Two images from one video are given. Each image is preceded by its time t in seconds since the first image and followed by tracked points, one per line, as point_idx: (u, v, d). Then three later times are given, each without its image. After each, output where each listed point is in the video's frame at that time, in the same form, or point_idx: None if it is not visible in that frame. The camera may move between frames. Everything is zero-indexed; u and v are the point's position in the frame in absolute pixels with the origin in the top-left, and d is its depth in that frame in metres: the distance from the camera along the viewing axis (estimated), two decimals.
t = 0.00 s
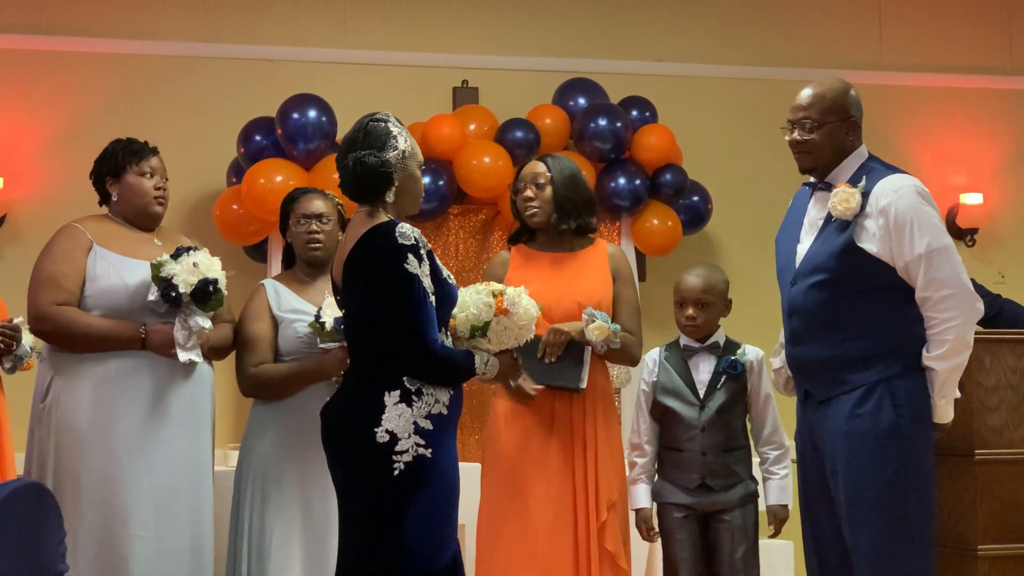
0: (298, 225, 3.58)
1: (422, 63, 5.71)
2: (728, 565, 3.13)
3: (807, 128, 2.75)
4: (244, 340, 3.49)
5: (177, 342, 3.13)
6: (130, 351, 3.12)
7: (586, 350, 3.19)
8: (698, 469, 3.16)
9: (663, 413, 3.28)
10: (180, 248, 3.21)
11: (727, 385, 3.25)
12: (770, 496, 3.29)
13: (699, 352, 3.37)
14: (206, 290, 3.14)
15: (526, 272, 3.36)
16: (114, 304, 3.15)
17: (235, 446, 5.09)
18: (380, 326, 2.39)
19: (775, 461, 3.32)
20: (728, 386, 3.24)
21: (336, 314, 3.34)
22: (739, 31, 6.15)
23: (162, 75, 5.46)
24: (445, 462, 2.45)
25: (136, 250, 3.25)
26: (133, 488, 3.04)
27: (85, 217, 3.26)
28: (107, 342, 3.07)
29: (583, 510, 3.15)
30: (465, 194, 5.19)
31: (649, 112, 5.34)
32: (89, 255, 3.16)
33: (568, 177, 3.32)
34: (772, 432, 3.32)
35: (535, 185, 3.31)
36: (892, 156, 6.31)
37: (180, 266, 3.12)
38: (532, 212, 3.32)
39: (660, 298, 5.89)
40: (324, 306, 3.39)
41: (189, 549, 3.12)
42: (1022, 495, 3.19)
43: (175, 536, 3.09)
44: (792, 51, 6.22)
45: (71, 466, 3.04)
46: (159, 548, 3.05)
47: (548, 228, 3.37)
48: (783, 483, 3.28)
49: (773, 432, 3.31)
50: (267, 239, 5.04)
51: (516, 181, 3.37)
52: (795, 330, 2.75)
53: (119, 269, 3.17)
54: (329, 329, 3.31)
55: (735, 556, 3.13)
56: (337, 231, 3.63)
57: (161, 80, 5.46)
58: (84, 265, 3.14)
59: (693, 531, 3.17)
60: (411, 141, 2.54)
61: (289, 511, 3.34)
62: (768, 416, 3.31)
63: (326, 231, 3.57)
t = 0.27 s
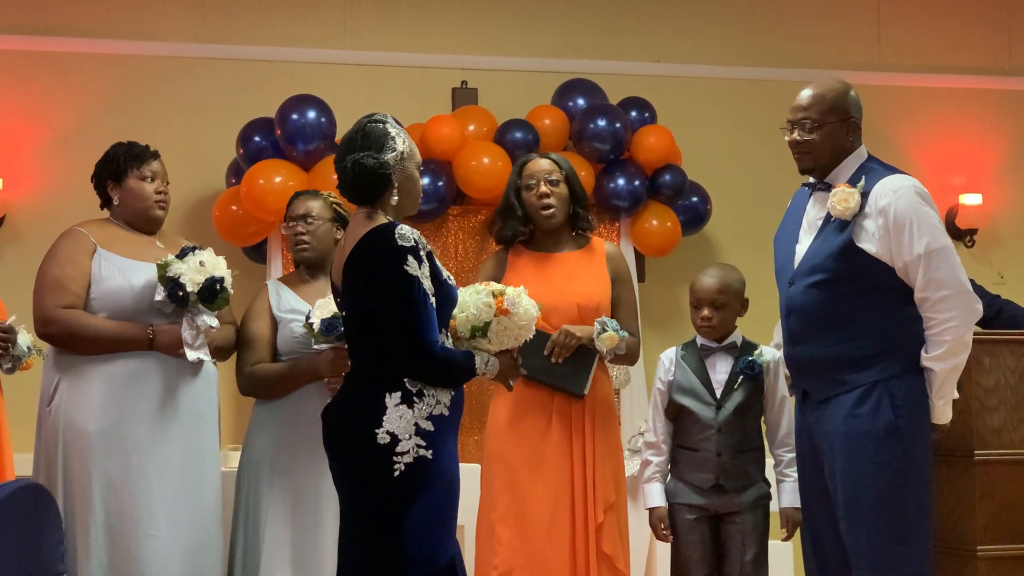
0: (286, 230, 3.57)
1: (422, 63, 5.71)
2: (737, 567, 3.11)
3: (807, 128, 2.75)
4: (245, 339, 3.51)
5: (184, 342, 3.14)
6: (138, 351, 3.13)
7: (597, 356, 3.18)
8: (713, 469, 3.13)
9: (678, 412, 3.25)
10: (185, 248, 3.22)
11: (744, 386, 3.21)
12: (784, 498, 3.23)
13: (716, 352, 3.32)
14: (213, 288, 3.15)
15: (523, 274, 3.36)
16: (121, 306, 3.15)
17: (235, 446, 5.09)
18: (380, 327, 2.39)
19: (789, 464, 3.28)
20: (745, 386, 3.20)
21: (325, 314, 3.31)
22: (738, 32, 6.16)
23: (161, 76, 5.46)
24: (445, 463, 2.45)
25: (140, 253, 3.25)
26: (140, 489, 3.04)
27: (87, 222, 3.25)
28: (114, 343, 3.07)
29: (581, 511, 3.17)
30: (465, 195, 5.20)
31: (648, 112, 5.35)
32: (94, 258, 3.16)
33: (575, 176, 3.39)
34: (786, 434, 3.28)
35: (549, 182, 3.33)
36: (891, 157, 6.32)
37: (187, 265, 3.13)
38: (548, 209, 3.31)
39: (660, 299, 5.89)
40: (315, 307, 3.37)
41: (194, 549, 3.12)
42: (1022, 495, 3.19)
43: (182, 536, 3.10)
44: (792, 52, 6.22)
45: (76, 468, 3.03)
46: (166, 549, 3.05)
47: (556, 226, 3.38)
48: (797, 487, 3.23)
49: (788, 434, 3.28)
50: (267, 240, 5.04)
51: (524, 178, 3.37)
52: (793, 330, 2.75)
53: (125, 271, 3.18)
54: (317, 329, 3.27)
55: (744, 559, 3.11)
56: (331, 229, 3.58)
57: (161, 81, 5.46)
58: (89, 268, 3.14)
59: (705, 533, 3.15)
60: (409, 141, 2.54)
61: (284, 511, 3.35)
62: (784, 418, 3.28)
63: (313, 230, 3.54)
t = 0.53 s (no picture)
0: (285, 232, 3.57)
1: (421, 64, 5.71)
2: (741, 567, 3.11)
3: (807, 128, 2.75)
4: (246, 340, 3.52)
5: (186, 339, 3.14)
6: (140, 350, 3.13)
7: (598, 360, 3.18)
8: (721, 469, 3.11)
9: (688, 412, 3.23)
10: (187, 247, 3.22)
11: (755, 387, 3.18)
12: (790, 500, 3.25)
13: (727, 352, 3.29)
14: (214, 286, 3.15)
15: (522, 273, 3.36)
16: (123, 306, 3.15)
17: (235, 446, 5.09)
18: (379, 327, 2.39)
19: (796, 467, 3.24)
20: (756, 389, 3.17)
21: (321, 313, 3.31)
22: (738, 32, 6.16)
23: (161, 76, 5.46)
24: (445, 463, 2.45)
25: (141, 254, 3.25)
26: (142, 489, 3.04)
27: (88, 224, 3.25)
28: (115, 343, 3.06)
29: (581, 512, 3.18)
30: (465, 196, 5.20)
31: (647, 112, 5.35)
32: (95, 259, 3.16)
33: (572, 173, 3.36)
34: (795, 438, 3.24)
35: (541, 182, 3.32)
36: (891, 157, 6.32)
37: (188, 263, 3.13)
38: (535, 206, 3.32)
39: (660, 299, 5.89)
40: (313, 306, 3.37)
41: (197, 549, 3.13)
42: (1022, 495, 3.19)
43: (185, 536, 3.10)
44: (791, 52, 6.22)
45: (79, 468, 3.02)
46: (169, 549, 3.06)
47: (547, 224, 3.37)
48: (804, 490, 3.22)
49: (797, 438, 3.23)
50: (267, 240, 5.04)
51: (520, 177, 3.37)
52: (793, 331, 2.75)
53: (127, 271, 3.18)
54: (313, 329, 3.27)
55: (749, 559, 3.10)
56: (330, 230, 3.56)
57: (160, 81, 5.46)
58: (90, 269, 3.14)
59: (711, 533, 3.13)
60: (409, 141, 2.54)
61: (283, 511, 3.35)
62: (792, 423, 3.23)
63: (308, 232, 3.53)
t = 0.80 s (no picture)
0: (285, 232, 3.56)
1: (421, 63, 5.71)
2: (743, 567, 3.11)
3: (807, 128, 2.75)
4: (247, 339, 3.52)
5: (185, 339, 3.16)
6: (138, 349, 3.13)
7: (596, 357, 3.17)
8: (725, 470, 3.11)
9: (692, 412, 3.22)
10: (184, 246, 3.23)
11: (760, 388, 3.17)
12: (794, 500, 3.26)
13: (731, 353, 3.29)
14: (213, 286, 3.15)
15: (523, 274, 3.35)
16: (121, 305, 3.15)
17: (235, 446, 5.09)
18: (380, 327, 2.38)
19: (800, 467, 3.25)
20: (761, 389, 3.17)
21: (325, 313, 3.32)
22: (738, 32, 6.15)
23: (161, 76, 5.46)
24: (444, 463, 2.45)
25: (138, 253, 3.25)
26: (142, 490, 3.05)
27: (83, 223, 3.25)
28: (114, 342, 3.06)
29: (581, 512, 3.17)
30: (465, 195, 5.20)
31: (647, 112, 5.35)
32: (91, 259, 3.15)
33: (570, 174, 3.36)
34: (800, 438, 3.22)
35: (540, 181, 3.31)
36: (891, 157, 6.32)
37: (187, 262, 3.13)
38: (536, 208, 3.32)
39: (660, 299, 5.89)
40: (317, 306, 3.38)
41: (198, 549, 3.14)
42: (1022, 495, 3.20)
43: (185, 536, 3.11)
44: (791, 52, 6.22)
45: (78, 469, 3.01)
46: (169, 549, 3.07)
47: (547, 223, 3.37)
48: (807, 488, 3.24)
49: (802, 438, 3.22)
50: (267, 240, 5.04)
51: (517, 178, 3.37)
52: (795, 330, 2.75)
53: (124, 270, 3.18)
54: (319, 328, 3.28)
55: (751, 558, 3.10)
56: (331, 231, 3.56)
57: (160, 81, 5.46)
58: (87, 268, 3.13)
59: (713, 531, 3.13)
60: (399, 138, 2.53)
61: (280, 510, 3.35)
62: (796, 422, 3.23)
63: (309, 233, 3.52)
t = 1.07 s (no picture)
0: (292, 233, 3.55)
1: (420, 63, 5.71)
2: (744, 567, 3.12)
3: (808, 128, 2.75)
4: (245, 339, 3.52)
5: (181, 342, 3.17)
6: (133, 352, 3.13)
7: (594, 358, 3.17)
8: (729, 470, 3.10)
9: (695, 411, 3.22)
10: (181, 248, 3.22)
11: (762, 387, 3.17)
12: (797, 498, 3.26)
13: (734, 352, 3.29)
14: (211, 289, 3.15)
15: (521, 272, 3.35)
16: (117, 305, 3.15)
17: (235, 446, 5.10)
18: (379, 326, 2.38)
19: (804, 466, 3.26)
20: (764, 388, 3.17)
21: (333, 311, 3.33)
22: (738, 31, 6.15)
23: (161, 75, 5.46)
24: (445, 463, 2.45)
25: (132, 252, 3.25)
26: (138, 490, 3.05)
27: (77, 220, 3.24)
28: (111, 343, 3.07)
29: (580, 512, 3.17)
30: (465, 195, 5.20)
31: (647, 112, 5.35)
32: (86, 258, 3.14)
33: (564, 175, 3.35)
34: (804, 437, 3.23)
35: (528, 178, 3.35)
36: (891, 156, 6.32)
37: (185, 266, 3.13)
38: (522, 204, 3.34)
39: (660, 298, 5.89)
40: (323, 305, 3.37)
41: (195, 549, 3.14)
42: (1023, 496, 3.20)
43: (182, 536, 3.11)
44: (791, 51, 6.22)
45: (74, 469, 3.01)
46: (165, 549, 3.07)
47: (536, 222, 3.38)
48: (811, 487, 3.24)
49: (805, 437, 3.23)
50: (266, 240, 5.04)
51: (511, 176, 3.42)
52: (796, 330, 2.75)
53: (119, 270, 3.17)
54: (327, 326, 3.28)
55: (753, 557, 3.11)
56: (333, 230, 3.60)
57: (160, 80, 5.46)
58: (82, 267, 3.12)
59: (714, 531, 3.13)
60: (399, 139, 2.52)
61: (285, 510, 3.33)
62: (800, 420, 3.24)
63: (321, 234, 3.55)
